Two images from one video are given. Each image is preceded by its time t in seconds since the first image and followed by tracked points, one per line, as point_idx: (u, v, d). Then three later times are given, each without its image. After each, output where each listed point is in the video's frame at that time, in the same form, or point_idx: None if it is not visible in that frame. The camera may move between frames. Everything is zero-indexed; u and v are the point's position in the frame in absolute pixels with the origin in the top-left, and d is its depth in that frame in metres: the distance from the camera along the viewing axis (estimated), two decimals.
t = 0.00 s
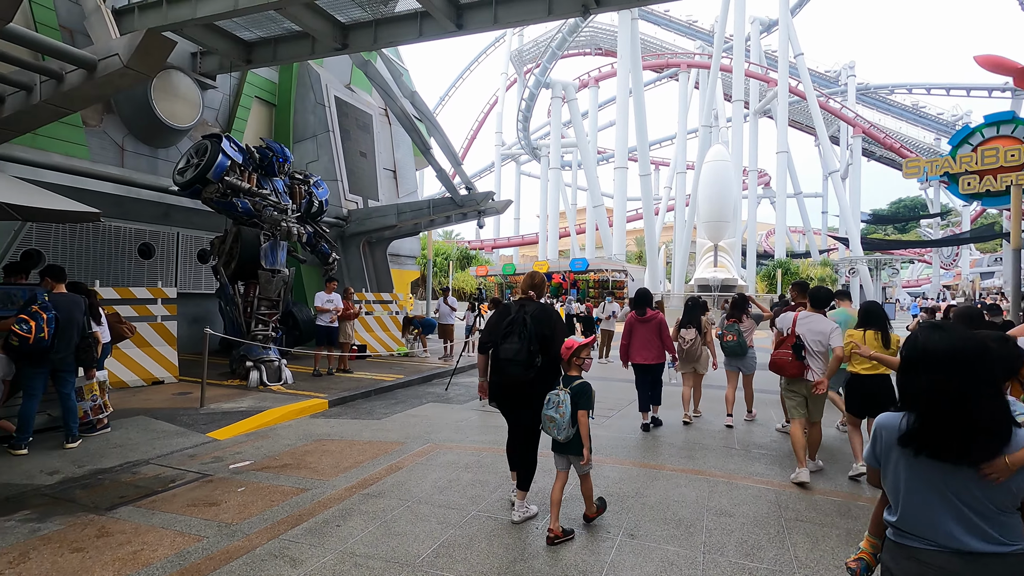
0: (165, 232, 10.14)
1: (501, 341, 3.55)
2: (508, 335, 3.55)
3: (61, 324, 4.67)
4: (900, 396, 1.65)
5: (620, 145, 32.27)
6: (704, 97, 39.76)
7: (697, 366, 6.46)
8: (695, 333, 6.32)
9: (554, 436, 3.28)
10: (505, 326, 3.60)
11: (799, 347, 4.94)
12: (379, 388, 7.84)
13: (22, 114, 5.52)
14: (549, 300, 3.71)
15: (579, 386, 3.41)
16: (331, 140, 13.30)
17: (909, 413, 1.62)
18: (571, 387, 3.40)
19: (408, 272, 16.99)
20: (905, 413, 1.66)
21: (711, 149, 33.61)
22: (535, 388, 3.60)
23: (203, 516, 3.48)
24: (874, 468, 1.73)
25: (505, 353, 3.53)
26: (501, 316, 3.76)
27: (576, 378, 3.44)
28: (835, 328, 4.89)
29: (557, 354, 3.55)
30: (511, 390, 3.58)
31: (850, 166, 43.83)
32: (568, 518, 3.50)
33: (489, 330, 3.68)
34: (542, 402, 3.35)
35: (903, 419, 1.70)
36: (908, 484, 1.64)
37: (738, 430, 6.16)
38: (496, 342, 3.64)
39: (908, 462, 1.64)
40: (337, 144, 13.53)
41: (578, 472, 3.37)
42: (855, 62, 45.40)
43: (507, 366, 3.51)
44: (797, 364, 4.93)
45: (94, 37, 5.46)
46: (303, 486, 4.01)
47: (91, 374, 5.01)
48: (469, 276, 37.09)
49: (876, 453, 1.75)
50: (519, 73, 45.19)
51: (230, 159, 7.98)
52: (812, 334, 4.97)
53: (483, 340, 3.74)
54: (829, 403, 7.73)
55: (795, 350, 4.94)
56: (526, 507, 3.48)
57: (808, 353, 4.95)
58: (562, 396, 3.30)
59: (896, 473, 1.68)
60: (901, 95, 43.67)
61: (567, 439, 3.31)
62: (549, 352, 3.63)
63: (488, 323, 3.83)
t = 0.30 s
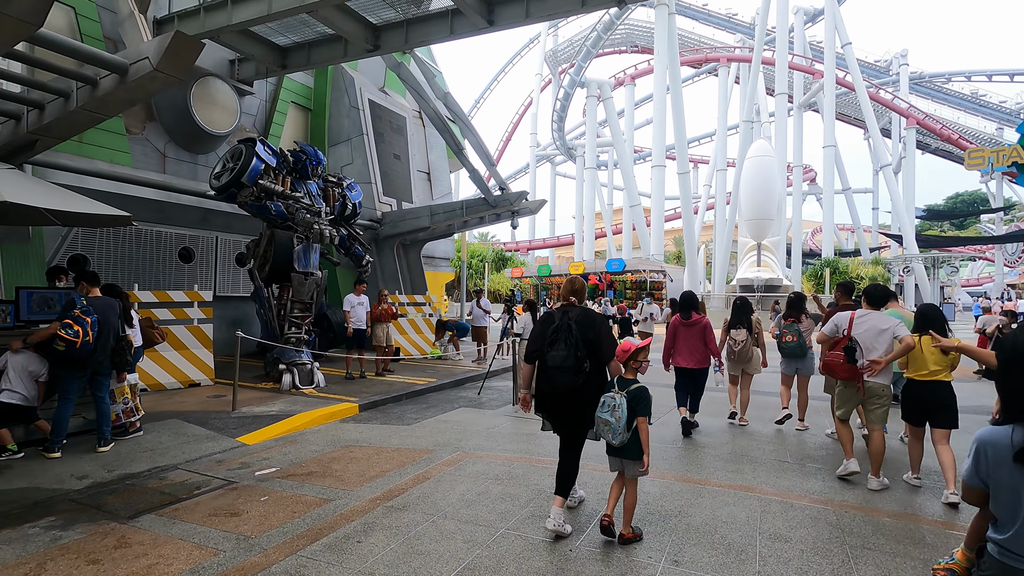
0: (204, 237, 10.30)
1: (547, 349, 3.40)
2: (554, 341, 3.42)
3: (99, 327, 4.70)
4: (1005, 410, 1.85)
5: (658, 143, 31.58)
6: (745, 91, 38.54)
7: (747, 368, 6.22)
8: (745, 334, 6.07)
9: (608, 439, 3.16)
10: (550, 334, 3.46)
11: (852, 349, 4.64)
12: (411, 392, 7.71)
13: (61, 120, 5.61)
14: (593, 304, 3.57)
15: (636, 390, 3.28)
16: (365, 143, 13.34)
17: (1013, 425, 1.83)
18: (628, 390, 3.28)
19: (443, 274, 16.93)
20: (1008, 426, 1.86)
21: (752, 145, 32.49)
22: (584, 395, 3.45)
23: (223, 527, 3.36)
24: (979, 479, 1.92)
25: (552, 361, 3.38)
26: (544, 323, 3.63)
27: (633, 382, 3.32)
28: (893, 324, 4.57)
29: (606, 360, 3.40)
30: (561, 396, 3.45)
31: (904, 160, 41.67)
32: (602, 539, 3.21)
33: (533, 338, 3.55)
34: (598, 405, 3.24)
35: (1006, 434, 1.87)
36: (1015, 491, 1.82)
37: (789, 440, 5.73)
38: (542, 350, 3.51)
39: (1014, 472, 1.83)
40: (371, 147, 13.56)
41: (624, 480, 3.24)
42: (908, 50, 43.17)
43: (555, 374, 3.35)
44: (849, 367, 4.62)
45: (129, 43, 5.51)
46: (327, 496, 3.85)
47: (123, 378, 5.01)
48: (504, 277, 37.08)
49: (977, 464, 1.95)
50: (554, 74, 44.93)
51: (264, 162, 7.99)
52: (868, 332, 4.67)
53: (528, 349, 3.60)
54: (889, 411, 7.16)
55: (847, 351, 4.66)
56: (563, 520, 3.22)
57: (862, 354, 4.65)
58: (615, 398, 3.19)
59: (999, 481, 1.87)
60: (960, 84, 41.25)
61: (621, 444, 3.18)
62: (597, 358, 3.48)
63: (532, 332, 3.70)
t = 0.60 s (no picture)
0: (226, 240, 10.34)
1: (579, 351, 3.39)
2: (586, 343, 3.41)
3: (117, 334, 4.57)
4: None
5: (684, 144, 30.95)
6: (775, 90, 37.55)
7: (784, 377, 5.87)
8: (782, 341, 5.75)
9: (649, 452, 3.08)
10: (582, 335, 3.46)
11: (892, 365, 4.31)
12: (429, 398, 7.51)
13: (78, 124, 5.59)
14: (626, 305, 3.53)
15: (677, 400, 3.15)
16: (387, 146, 13.26)
17: None
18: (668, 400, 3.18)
19: (465, 278, 16.77)
20: None
21: (783, 144, 31.61)
22: (618, 395, 3.47)
23: (223, 544, 3.20)
24: None
25: (584, 363, 3.37)
26: (576, 325, 3.63)
27: (673, 392, 3.21)
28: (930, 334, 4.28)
29: (638, 362, 3.37)
30: (594, 397, 3.46)
31: (944, 158, 40.03)
32: (629, 568, 2.94)
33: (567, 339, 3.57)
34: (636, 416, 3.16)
35: None
36: None
37: (829, 454, 5.34)
38: (575, 351, 3.51)
39: None
40: (393, 150, 13.48)
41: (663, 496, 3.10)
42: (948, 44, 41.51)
43: (588, 376, 3.35)
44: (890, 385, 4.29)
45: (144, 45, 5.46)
46: (334, 513, 3.66)
47: (139, 382, 4.94)
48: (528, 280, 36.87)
49: None
50: (578, 76, 44.59)
51: (283, 165, 7.91)
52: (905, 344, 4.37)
53: (562, 350, 3.62)
54: (938, 425, 6.67)
55: (888, 368, 4.31)
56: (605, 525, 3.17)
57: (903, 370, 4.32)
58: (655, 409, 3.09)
59: None
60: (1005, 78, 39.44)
61: (663, 458, 3.08)
62: (630, 359, 3.45)
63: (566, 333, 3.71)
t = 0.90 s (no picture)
0: (233, 238, 10.24)
1: (605, 354, 3.17)
2: (614, 346, 3.19)
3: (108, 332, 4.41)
4: None
5: (699, 142, 30.45)
6: (793, 86, 36.86)
7: (802, 375, 5.62)
8: (800, 338, 5.49)
9: (675, 447, 2.97)
10: (610, 337, 3.23)
11: (897, 364, 4.28)
12: (434, 399, 7.32)
13: (75, 117, 5.48)
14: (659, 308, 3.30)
15: (699, 395, 3.07)
16: (396, 143, 13.11)
17: None
18: (693, 396, 3.07)
19: (476, 277, 16.58)
20: None
21: (801, 141, 31.00)
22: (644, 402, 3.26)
23: (204, 555, 3.02)
24: None
25: (610, 367, 3.16)
26: (605, 327, 3.41)
27: (698, 387, 3.10)
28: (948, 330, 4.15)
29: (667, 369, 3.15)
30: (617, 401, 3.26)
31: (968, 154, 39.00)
32: None
33: (593, 341, 3.33)
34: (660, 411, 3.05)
35: None
36: None
37: (856, 460, 5.01)
38: (601, 353, 3.28)
39: None
40: (402, 147, 13.31)
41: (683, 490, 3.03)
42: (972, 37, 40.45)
43: (614, 381, 3.14)
44: (896, 384, 4.26)
45: (141, 34, 5.33)
46: (324, 521, 3.46)
47: (133, 382, 4.77)
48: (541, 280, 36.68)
49: None
50: (591, 74, 44.23)
51: (287, 161, 7.80)
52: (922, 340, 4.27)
53: (588, 351, 3.40)
54: (969, 431, 6.30)
55: (893, 368, 4.29)
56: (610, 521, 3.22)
57: (914, 369, 4.23)
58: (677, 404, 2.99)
59: None
60: None
61: (689, 454, 2.98)
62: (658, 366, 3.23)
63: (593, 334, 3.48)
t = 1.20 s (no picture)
0: (240, 237, 10.15)
1: (632, 349, 3.38)
2: (641, 342, 3.39)
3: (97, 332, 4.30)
4: None
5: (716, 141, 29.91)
6: (812, 83, 36.12)
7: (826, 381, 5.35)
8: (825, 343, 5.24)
9: (721, 464, 2.85)
10: (637, 334, 3.43)
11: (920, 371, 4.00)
12: (438, 402, 7.12)
13: (73, 113, 5.37)
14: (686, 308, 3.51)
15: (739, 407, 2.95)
16: (405, 141, 12.96)
17: None
18: (735, 409, 2.94)
19: (486, 276, 16.39)
20: None
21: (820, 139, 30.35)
22: (669, 398, 3.40)
23: (179, 571, 2.84)
24: None
25: (636, 362, 3.35)
26: (633, 324, 3.61)
27: (736, 399, 2.98)
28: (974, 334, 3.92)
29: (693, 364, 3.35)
30: (644, 395, 3.44)
31: (995, 153, 37.88)
32: None
33: (621, 337, 3.55)
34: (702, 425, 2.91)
35: None
36: None
37: (882, 473, 4.71)
38: (628, 350, 3.48)
39: None
40: (411, 145, 13.15)
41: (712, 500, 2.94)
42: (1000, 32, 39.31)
43: (639, 374, 3.33)
44: (921, 392, 3.99)
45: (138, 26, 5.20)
46: (311, 536, 3.27)
47: (120, 383, 4.66)
48: (554, 280, 36.39)
49: None
50: (606, 72, 43.79)
51: (292, 158, 7.66)
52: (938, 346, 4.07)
53: (616, 347, 3.61)
54: (1003, 443, 5.93)
55: (918, 375, 4.01)
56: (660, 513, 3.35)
57: (935, 378, 4.01)
58: (723, 418, 2.88)
59: None
60: None
61: (732, 468, 2.87)
62: (685, 362, 3.42)
63: (621, 331, 3.69)
